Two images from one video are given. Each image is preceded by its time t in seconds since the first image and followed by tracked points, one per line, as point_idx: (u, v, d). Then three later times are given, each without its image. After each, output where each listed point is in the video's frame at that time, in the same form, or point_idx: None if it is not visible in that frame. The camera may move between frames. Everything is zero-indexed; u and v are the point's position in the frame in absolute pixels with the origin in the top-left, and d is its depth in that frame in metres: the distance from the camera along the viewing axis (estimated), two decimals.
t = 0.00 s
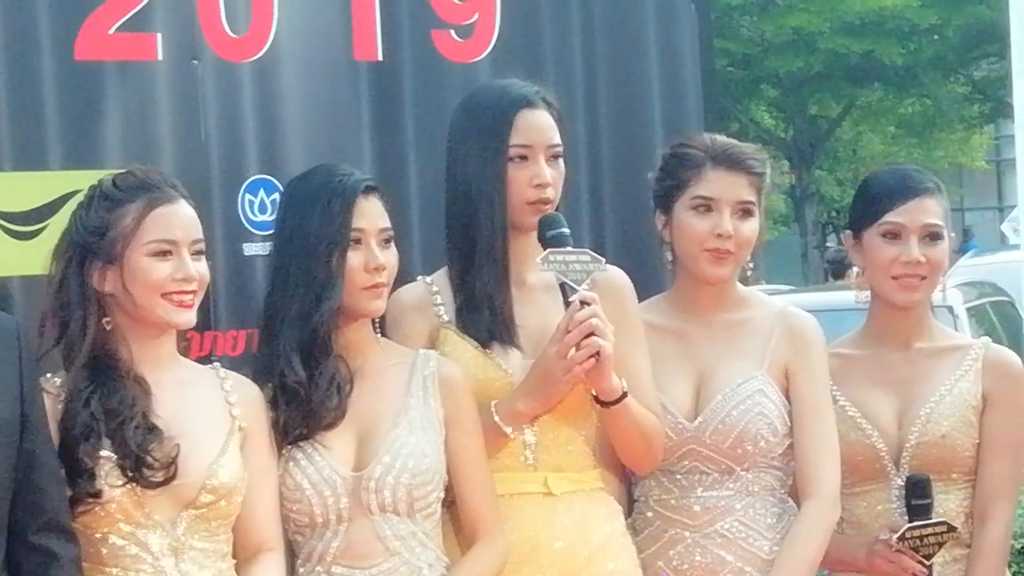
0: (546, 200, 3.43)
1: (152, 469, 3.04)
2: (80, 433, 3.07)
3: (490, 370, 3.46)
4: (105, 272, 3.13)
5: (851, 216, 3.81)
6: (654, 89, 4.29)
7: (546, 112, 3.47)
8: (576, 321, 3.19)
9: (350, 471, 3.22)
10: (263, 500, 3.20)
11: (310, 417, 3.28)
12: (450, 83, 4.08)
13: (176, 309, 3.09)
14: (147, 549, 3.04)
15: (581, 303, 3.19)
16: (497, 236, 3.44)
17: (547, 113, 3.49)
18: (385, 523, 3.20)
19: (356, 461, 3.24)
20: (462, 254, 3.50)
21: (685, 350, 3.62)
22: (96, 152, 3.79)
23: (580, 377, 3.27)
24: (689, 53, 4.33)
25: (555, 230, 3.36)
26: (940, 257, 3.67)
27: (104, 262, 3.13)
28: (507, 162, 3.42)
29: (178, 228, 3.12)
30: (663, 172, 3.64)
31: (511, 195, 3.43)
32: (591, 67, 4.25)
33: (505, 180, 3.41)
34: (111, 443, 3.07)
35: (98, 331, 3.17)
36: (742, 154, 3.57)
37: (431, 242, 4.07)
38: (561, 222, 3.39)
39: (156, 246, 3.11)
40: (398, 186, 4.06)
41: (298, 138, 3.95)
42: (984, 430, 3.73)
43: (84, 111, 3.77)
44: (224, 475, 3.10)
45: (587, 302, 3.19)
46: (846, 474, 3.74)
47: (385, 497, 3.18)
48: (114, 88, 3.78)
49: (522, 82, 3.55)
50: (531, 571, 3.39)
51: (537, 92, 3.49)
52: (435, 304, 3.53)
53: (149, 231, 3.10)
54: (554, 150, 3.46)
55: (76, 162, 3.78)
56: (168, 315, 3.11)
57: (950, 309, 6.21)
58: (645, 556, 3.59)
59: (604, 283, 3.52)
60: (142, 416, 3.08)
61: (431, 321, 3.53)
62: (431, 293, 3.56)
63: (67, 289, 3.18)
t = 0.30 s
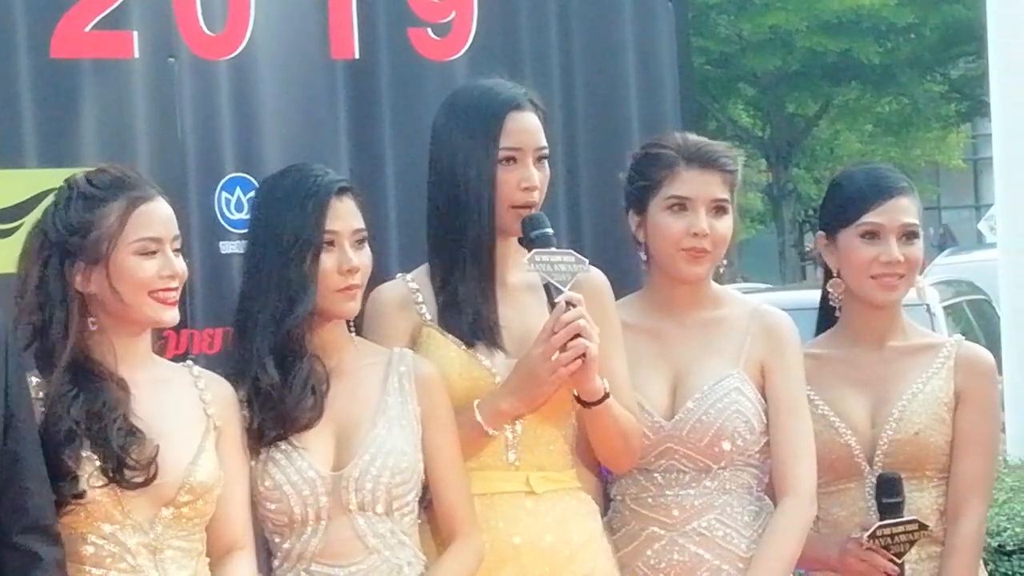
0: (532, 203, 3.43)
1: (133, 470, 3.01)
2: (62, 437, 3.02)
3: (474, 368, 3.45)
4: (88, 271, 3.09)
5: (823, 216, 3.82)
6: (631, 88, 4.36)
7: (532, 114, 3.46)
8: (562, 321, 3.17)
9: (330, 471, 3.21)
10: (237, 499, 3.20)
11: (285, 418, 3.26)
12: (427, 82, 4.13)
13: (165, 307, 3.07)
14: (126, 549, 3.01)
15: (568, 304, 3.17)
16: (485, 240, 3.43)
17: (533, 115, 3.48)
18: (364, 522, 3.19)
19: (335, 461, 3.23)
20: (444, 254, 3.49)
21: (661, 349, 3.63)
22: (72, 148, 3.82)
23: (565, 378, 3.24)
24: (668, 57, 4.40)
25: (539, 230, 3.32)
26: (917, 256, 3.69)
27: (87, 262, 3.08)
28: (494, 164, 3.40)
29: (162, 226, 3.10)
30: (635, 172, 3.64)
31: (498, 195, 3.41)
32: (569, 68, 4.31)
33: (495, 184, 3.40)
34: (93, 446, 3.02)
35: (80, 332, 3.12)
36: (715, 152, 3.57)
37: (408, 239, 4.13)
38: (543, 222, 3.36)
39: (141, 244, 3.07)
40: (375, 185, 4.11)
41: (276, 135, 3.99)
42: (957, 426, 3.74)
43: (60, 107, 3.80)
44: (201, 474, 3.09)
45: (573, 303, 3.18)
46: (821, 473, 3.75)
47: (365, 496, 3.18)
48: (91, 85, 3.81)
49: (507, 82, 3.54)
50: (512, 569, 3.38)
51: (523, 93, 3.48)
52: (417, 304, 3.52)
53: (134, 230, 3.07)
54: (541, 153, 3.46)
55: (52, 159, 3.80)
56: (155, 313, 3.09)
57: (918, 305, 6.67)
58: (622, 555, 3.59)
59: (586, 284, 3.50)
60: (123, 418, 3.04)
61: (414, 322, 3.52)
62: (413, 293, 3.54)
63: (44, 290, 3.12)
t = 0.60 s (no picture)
0: (518, 198, 3.44)
1: (118, 473, 3.00)
2: (46, 441, 3.00)
3: (461, 368, 3.45)
4: (71, 274, 3.08)
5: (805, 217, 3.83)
6: (617, 88, 4.37)
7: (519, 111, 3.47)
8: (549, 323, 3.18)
9: (312, 471, 3.21)
10: (222, 501, 3.18)
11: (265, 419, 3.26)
12: (411, 82, 4.13)
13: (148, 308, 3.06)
14: (111, 551, 3.00)
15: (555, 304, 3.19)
16: (474, 241, 3.44)
17: (519, 112, 3.49)
18: (346, 525, 3.18)
19: (317, 462, 3.22)
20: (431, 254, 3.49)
21: (647, 351, 3.63)
22: (56, 149, 3.81)
23: (550, 378, 3.25)
24: (652, 59, 4.43)
25: (527, 229, 3.37)
26: (900, 259, 3.70)
27: (70, 264, 3.07)
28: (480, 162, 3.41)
29: (145, 227, 3.09)
30: (615, 174, 3.64)
31: (485, 197, 3.43)
32: (554, 69, 4.33)
33: (481, 184, 3.41)
34: (79, 450, 3.01)
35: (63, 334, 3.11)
36: (694, 151, 3.58)
37: (393, 239, 4.14)
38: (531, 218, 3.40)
39: (124, 246, 3.06)
40: (360, 186, 4.12)
41: (261, 136, 3.99)
42: (940, 428, 3.75)
43: (45, 108, 3.79)
44: (186, 476, 3.08)
45: (559, 304, 3.20)
46: (806, 475, 3.75)
47: (347, 498, 3.17)
48: (75, 86, 3.81)
49: (494, 82, 3.54)
50: (498, 570, 3.38)
51: (510, 91, 3.49)
52: (404, 304, 3.51)
53: (117, 231, 3.06)
54: (527, 150, 3.47)
55: (36, 159, 3.80)
56: (138, 314, 3.09)
57: (910, 307, 6.78)
58: (608, 557, 3.58)
59: (572, 282, 3.50)
60: (109, 422, 3.03)
61: (401, 321, 3.51)
62: (400, 293, 3.53)
63: (28, 292, 3.11)
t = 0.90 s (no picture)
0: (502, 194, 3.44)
1: (102, 470, 2.99)
2: (30, 437, 3.01)
3: (445, 367, 3.45)
4: (51, 273, 3.07)
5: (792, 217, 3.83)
6: (603, 87, 4.38)
7: (502, 107, 3.47)
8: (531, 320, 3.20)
9: (289, 471, 3.22)
10: (207, 500, 3.17)
11: (249, 418, 3.26)
12: (397, 81, 4.14)
13: (124, 308, 3.05)
14: (97, 549, 2.99)
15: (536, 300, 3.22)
16: (458, 239, 3.44)
17: (503, 108, 3.49)
18: (328, 523, 3.19)
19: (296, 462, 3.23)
20: (418, 252, 3.48)
21: (633, 350, 3.63)
22: (42, 148, 3.81)
23: (532, 374, 3.25)
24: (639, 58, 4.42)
25: (510, 224, 3.35)
26: (883, 261, 3.70)
27: (49, 264, 3.06)
28: (463, 160, 3.41)
29: (124, 226, 3.08)
30: (596, 175, 3.65)
31: (469, 195, 3.43)
32: (540, 69, 4.33)
33: (463, 181, 3.41)
34: (63, 447, 3.00)
35: (45, 334, 3.10)
36: (674, 150, 3.58)
37: (378, 238, 4.15)
38: (515, 215, 3.39)
39: (104, 245, 3.06)
40: (345, 185, 4.13)
41: (246, 135, 3.99)
42: (925, 427, 3.75)
43: (30, 107, 3.78)
44: (172, 474, 3.08)
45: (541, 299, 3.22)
46: (792, 474, 3.76)
47: (325, 497, 3.17)
48: (61, 84, 3.80)
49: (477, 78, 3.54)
50: (485, 569, 3.38)
51: (493, 87, 3.50)
52: (390, 302, 3.51)
53: (95, 230, 3.05)
54: (511, 145, 3.47)
55: (22, 158, 3.79)
56: (118, 314, 3.08)
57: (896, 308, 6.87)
58: (596, 556, 3.58)
59: (553, 276, 3.50)
60: (92, 419, 3.03)
61: (385, 319, 3.51)
62: (385, 292, 3.53)
63: (9, 291, 3.10)
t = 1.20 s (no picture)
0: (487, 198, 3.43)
1: (87, 470, 2.99)
2: (15, 436, 3.01)
3: (431, 369, 3.44)
4: (29, 277, 3.06)
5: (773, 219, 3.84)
6: (589, 89, 4.39)
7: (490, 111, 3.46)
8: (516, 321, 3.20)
9: (273, 474, 3.22)
10: (189, 503, 3.17)
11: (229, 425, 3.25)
12: (382, 84, 4.14)
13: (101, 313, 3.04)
14: (81, 551, 2.98)
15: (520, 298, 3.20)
16: (443, 242, 3.44)
17: (489, 111, 3.48)
18: (312, 526, 3.19)
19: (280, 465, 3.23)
20: (403, 255, 3.48)
21: (618, 353, 3.63)
22: (27, 150, 3.81)
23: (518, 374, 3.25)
24: (625, 58, 4.42)
25: (494, 225, 3.33)
26: (867, 264, 3.70)
27: (26, 269, 3.06)
28: (449, 163, 3.41)
29: (101, 232, 3.07)
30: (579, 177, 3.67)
31: (452, 198, 3.43)
32: (526, 71, 4.34)
33: (447, 184, 3.41)
34: (48, 446, 3.00)
35: (26, 338, 3.09)
36: (648, 151, 3.59)
37: (364, 240, 4.15)
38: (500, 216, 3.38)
39: (81, 250, 3.05)
40: (331, 187, 4.12)
41: (231, 137, 3.98)
42: (912, 430, 3.75)
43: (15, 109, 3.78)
44: (156, 476, 3.07)
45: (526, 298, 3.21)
46: (778, 476, 3.76)
47: (308, 500, 3.17)
48: (46, 86, 3.80)
49: (464, 81, 3.53)
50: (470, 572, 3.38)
51: (478, 91, 3.49)
52: (376, 304, 3.51)
53: (71, 237, 3.05)
54: (496, 149, 3.46)
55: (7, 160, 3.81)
56: (97, 319, 3.07)
57: (883, 311, 7.00)
58: (581, 558, 3.58)
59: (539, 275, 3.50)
60: (76, 418, 3.03)
61: (371, 321, 3.51)
62: (372, 294, 3.53)
63: None
